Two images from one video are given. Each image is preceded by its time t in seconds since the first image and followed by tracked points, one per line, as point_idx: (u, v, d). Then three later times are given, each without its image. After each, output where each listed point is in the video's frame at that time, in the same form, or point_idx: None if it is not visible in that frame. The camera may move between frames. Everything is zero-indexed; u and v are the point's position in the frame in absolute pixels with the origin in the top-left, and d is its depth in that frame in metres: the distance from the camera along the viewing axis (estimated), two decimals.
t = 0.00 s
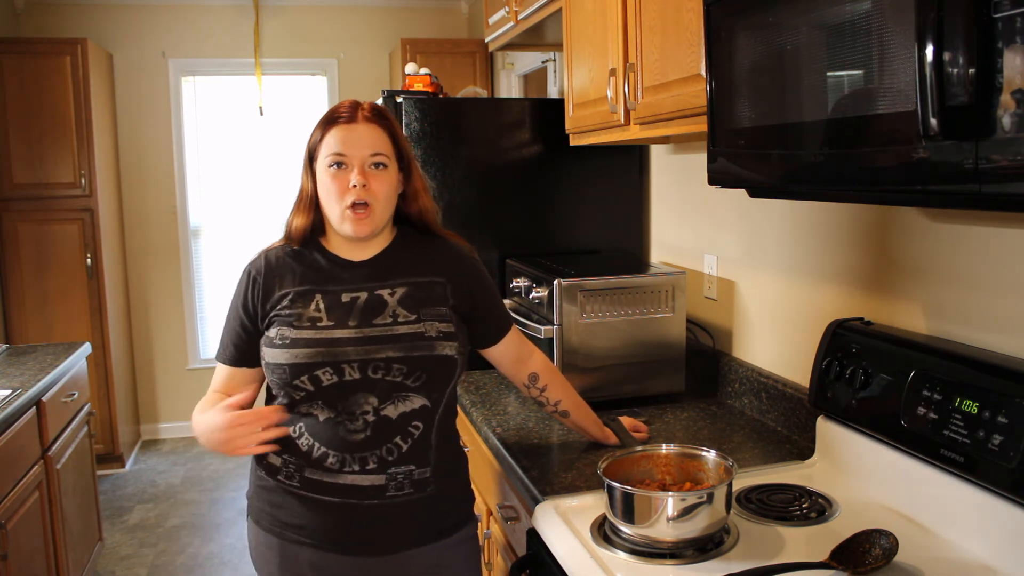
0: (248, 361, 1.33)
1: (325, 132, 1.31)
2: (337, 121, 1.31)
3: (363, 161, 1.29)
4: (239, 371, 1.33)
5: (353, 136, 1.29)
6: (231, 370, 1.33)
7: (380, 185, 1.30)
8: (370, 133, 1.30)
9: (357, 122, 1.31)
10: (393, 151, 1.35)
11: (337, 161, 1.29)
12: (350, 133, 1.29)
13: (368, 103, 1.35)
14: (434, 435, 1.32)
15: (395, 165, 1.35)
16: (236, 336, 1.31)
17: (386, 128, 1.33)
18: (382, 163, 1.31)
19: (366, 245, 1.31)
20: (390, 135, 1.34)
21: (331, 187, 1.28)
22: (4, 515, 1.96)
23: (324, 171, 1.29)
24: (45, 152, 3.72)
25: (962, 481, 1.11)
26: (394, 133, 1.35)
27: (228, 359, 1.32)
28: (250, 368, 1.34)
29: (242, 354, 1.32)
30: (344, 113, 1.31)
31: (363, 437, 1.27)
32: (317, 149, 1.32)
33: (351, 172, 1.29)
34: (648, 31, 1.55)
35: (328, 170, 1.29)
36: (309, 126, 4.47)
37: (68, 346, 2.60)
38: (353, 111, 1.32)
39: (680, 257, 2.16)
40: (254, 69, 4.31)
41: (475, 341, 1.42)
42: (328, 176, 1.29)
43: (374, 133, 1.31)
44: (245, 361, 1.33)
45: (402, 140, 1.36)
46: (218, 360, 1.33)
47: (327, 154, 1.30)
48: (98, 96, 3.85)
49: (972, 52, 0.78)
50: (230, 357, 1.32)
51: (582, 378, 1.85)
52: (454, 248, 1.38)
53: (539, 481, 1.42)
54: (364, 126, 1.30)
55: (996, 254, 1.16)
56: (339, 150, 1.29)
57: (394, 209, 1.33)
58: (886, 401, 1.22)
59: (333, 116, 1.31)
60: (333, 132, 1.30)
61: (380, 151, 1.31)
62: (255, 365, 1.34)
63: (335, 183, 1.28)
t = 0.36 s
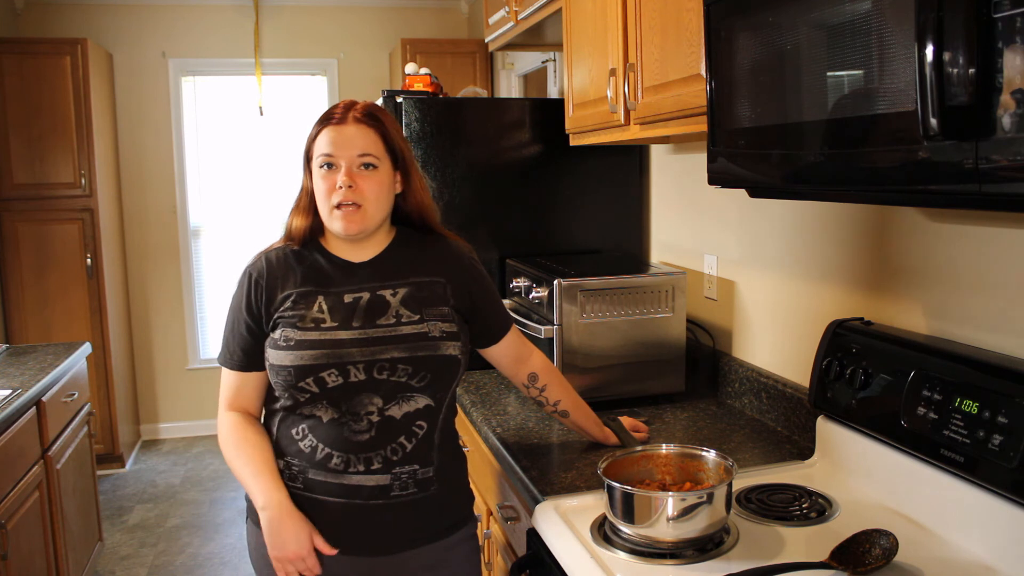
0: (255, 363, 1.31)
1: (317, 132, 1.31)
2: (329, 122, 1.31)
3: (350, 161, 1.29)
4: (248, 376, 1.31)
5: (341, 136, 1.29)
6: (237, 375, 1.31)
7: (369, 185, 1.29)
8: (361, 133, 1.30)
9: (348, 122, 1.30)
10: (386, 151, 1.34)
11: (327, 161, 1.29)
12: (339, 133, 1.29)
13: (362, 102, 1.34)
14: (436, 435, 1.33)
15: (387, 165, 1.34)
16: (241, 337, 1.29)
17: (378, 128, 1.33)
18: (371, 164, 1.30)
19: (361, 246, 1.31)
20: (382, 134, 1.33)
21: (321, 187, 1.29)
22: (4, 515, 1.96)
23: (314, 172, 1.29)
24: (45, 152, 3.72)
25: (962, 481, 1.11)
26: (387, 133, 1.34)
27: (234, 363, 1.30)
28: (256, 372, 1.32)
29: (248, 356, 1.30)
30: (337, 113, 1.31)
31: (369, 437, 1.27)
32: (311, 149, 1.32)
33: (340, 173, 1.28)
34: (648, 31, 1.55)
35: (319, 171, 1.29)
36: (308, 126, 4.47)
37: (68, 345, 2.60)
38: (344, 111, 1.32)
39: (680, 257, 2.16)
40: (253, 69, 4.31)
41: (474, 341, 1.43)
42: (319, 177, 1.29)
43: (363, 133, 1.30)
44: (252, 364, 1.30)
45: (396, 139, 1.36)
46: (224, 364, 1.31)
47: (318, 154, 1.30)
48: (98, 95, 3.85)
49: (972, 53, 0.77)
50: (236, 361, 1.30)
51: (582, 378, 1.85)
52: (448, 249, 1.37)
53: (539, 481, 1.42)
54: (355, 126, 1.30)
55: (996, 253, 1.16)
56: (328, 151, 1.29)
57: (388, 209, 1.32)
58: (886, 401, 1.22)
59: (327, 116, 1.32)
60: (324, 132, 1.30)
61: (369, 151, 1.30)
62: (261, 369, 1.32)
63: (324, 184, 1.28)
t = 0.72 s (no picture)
0: (250, 362, 1.31)
1: (321, 130, 1.31)
2: (334, 119, 1.30)
3: (357, 158, 1.29)
4: (243, 374, 1.32)
5: (347, 133, 1.29)
6: (233, 373, 1.32)
7: (375, 182, 1.29)
8: (367, 131, 1.30)
9: (353, 120, 1.30)
10: (391, 149, 1.34)
11: (332, 158, 1.29)
12: (345, 130, 1.29)
13: (366, 100, 1.34)
14: (435, 435, 1.33)
15: (392, 163, 1.34)
16: (238, 337, 1.29)
17: (382, 125, 1.33)
18: (377, 161, 1.30)
19: (364, 244, 1.31)
20: (387, 132, 1.33)
21: (326, 184, 1.28)
22: (4, 515, 1.96)
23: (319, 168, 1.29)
24: (46, 152, 3.72)
25: (962, 481, 1.11)
26: (391, 131, 1.34)
27: (229, 362, 1.30)
28: (252, 370, 1.32)
29: (244, 356, 1.30)
30: (341, 111, 1.31)
31: (368, 438, 1.27)
32: (314, 146, 1.32)
33: (346, 170, 1.28)
34: (648, 31, 1.55)
35: (324, 168, 1.29)
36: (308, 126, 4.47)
37: (68, 345, 2.60)
38: (349, 108, 1.31)
39: (680, 257, 2.16)
40: (254, 69, 4.31)
41: (474, 342, 1.43)
42: (324, 174, 1.29)
43: (369, 131, 1.30)
44: (247, 363, 1.31)
45: (399, 137, 1.36)
46: (219, 363, 1.31)
47: (323, 152, 1.29)
48: (99, 96, 3.85)
49: (972, 52, 0.77)
50: (231, 359, 1.30)
51: (582, 378, 1.85)
52: (451, 249, 1.38)
53: (539, 481, 1.42)
54: (360, 123, 1.30)
55: (995, 254, 1.16)
56: (334, 148, 1.29)
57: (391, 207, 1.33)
58: (886, 401, 1.22)
59: (330, 114, 1.31)
60: (329, 129, 1.29)
61: (375, 149, 1.30)
62: (258, 368, 1.32)
63: (330, 181, 1.28)
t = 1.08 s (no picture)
0: (248, 360, 1.31)
1: (324, 129, 1.31)
2: (337, 118, 1.31)
3: (359, 158, 1.29)
4: (240, 372, 1.31)
5: (350, 133, 1.29)
6: (228, 371, 1.31)
7: (377, 181, 1.30)
8: (369, 130, 1.30)
9: (356, 120, 1.31)
10: (393, 150, 1.34)
11: (335, 158, 1.29)
12: (347, 130, 1.29)
13: (370, 100, 1.34)
14: (435, 436, 1.33)
15: (394, 164, 1.34)
16: (236, 335, 1.29)
17: (385, 126, 1.33)
18: (379, 162, 1.31)
19: (365, 244, 1.31)
20: (390, 133, 1.33)
21: (328, 184, 1.29)
22: (4, 515, 1.96)
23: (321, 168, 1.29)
24: (46, 152, 3.72)
25: (962, 481, 1.11)
26: (394, 132, 1.34)
27: (227, 360, 1.30)
28: (249, 369, 1.32)
29: (242, 354, 1.30)
30: (344, 111, 1.31)
31: (368, 439, 1.27)
32: (317, 145, 1.32)
33: (348, 169, 1.29)
34: (648, 31, 1.55)
35: (326, 167, 1.29)
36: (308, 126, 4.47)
37: (68, 346, 2.60)
38: (352, 108, 1.32)
39: (681, 257, 2.16)
40: (253, 69, 4.31)
41: (474, 343, 1.42)
42: (326, 173, 1.29)
43: (372, 131, 1.30)
44: (246, 361, 1.31)
45: (402, 138, 1.36)
46: (216, 361, 1.30)
47: (325, 151, 1.30)
48: (99, 96, 3.85)
49: (972, 52, 0.77)
50: (228, 358, 1.30)
51: (582, 378, 1.85)
52: (451, 251, 1.38)
53: (539, 481, 1.42)
54: (363, 123, 1.30)
55: (995, 254, 1.16)
56: (336, 147, 1.29)
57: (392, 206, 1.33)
58: (886, 401, 1.22)
59: (333, 113, 1.32)
60: (332, 129, 1.30)
61: (377, 149, 1.30)
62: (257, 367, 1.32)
63: (332, 180, 1.28)
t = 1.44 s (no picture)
0: (249, 365, 1.31)
1: (318, 133, 1.31)
2: (330, 122, 1.30)
3: (355, 159, 1.29)
4: (240, 376, 1.32)
5: (344, 135, 1.29)
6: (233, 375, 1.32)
7: (375, 181, 1.30)
8: (363, 131, 1.30)
9: (349, 121, 1.30)
10: (388, 148, 1.34)
11: (330, 161, 1.29)
12: (342, 132, 1.29)
13: (362, 101, 1.34)
14: (438, 438, 1.33)
15: (390, 162, 1.34)
16: (237, 341, 1.29)
17: (379, 126, 1.33)
18: (375, 161, 1.30)
19: (370, 244, 1.31)
20: (384, 132, 1.33)
21: (326, 187, 1.29)
22: (4, 515, 1.96)
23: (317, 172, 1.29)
24: (45, 152, 3.72)
25: (962, 481, 1.11)
26: (388, 131, 1.34)
27: (231, 365, 1.31)
28: (252, 373, 1.32)
29: (244, 359, 1.30)
30: (337, 114, 1.31)
31: (372, 441, 1.27)
32: (313, 150, 1.32)
33: (344, 171, 1.28)
34: (648, 31, 1.55)
35: (323, 170, 1.29)
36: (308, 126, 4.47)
37: (68, 346, 2.60)
38: (344, 111, 1.31)
39: (681, 257, 2.16)
40: (253, 69, 4.31)
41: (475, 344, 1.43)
42: (323, 177, 1.29)
43: (365, 131, 1.30)
44: (246, 366, 1.31)
45: (396, 137, 1.36)
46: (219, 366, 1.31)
47: (320, 155, 1.30)
48: (99, 96, 3.85)
49: (972, 53, 0.77)
50: (232, 362, 1.30)
51: (582, 378, 1.86)
52: (454, 250, 1.38)
53: (539, 481, 1.42)
54: (357, 124, 1.30)
55: (994, 254, 1.16)
56: (331, 150, 1.29)
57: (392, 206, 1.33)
58: (886, 401, 1.22)
59: (326, 116, 1.31)
60: (326, 132, 1.30)
61: (372, 149, 1.30)
62: (258, 370, 1.32)
63: (330, 183, 1.28)
